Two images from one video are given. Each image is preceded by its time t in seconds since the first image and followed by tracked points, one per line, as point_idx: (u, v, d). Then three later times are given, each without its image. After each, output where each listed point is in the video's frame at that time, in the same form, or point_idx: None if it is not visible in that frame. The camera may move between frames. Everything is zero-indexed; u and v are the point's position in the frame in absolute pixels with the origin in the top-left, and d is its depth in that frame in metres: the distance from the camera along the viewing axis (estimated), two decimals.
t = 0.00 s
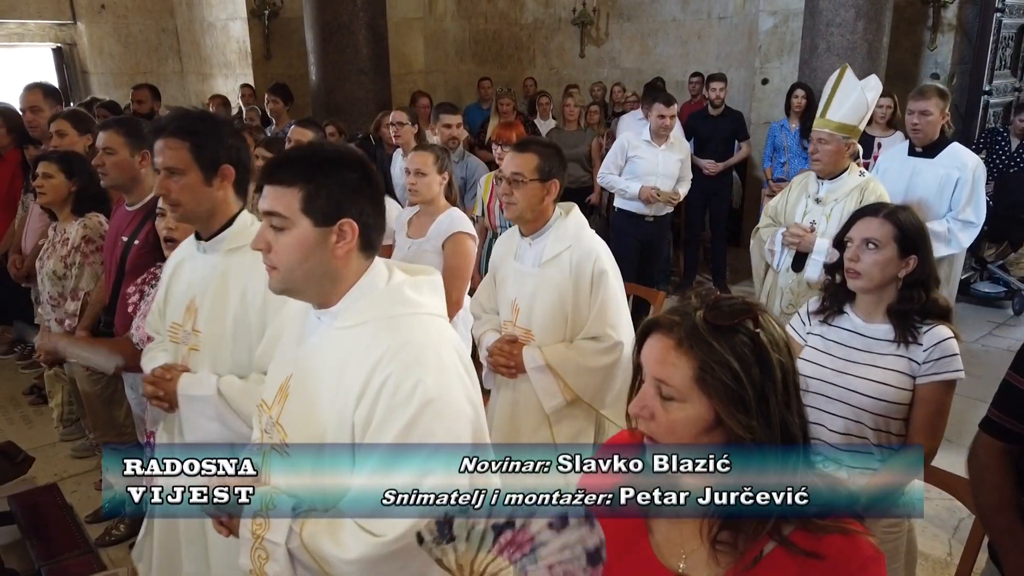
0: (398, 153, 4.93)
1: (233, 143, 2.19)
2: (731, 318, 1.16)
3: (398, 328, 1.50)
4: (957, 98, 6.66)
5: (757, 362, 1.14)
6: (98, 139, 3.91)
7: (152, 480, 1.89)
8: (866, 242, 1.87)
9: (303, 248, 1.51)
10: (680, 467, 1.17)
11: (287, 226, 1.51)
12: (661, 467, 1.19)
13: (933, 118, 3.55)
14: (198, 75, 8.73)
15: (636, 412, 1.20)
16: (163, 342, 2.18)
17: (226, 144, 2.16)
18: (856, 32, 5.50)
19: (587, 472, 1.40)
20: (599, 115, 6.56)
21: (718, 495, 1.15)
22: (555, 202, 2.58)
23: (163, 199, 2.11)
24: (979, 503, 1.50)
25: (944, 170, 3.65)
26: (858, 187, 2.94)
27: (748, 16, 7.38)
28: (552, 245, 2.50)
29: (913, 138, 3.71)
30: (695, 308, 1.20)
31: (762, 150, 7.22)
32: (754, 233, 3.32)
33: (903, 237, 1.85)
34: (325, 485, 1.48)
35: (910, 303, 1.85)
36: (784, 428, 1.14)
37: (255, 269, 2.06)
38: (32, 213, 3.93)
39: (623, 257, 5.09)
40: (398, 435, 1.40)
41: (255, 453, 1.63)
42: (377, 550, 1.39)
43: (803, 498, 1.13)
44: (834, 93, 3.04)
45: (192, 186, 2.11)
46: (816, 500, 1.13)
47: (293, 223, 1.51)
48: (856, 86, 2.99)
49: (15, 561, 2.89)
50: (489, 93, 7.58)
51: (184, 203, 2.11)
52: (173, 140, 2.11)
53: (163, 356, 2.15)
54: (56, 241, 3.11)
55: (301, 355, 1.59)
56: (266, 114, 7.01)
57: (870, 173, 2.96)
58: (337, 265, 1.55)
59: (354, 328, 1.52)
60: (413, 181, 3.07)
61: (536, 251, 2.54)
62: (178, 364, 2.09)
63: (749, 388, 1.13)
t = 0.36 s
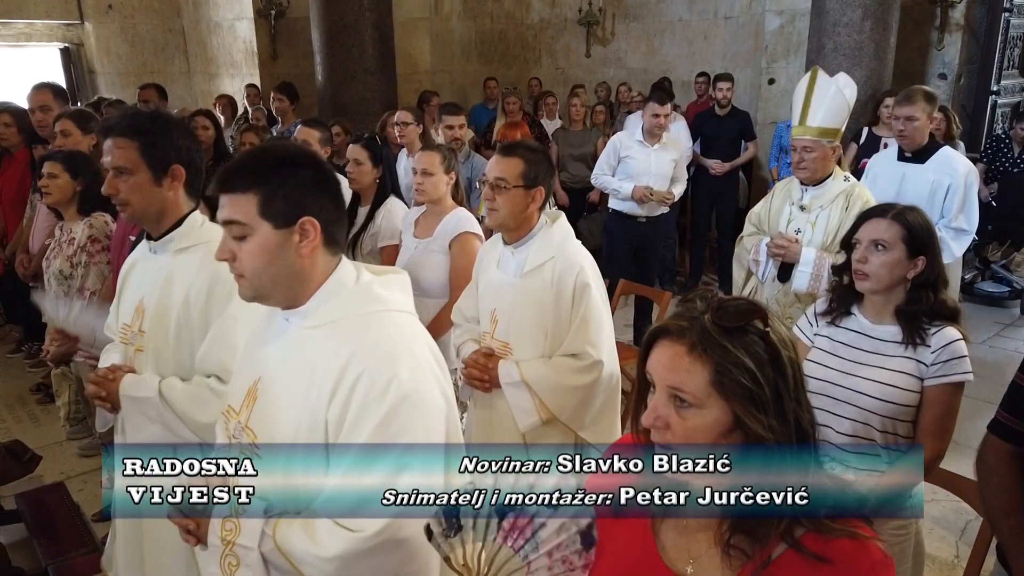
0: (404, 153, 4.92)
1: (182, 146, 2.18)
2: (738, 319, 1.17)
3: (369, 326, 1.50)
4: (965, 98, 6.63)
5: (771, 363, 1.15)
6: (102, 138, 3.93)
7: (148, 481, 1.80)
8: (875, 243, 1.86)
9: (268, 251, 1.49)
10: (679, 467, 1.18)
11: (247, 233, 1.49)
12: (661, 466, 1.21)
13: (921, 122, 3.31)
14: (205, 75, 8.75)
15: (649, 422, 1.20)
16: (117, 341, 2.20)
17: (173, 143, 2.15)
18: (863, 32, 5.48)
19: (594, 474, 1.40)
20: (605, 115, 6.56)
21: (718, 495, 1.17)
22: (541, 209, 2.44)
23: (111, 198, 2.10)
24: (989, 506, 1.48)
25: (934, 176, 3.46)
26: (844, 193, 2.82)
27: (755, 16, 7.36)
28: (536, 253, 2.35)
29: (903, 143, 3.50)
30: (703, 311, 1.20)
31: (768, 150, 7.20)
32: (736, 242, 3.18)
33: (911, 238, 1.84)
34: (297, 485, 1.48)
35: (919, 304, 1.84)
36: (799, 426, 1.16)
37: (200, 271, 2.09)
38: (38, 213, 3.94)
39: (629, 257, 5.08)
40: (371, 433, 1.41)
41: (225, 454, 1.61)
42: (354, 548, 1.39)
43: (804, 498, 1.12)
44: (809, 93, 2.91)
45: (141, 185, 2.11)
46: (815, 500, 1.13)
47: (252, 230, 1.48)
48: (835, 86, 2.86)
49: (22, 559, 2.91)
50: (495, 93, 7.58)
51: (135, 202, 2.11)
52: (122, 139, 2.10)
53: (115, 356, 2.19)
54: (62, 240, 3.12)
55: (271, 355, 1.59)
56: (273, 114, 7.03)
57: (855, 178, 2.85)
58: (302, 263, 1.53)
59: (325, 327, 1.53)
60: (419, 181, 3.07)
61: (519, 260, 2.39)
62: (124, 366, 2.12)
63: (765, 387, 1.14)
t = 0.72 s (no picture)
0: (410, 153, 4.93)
1: (149, 145, 2.15)
2: (744, 319, 1.17)
3: (339, 324, 1.48)
4: (972, 98, 6.61)
5: (779, 363, 1.15)
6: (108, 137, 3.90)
7: (138, 474, 1.73)
8: (883, 244, 1.86)
9: (227, 270, 1.45)
10: (679, 467, 1.17)
11: (200, 261, 1.44)
12: (662, 467, 1.22)
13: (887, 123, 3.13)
14: (211, 75, 8.78)
15: (658, 426, 1.19)
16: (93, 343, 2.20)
17: (141, 146, 2.12)
18: (870, 31, 5.47)
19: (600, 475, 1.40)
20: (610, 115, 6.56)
21: (717, 495, 1.18)
22: (525, 214, 2.43)
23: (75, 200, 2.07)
24: (999, 507, 1.48)
25: (905, 176, 3.27)
26: (816, 200, 2.80)
27: (761, 15, 7.35)
28: (522, 262, 2.33)
29: (868, 146, 3.32)
30: (709, 312, 1.20)
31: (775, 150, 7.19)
32: (701, 256, 3.10)
33: (920, 238, 1.84)
34: (278, 488, 1.46)
35: (928, 304, 1.83)
36: (807, 425, 1.16)
37: (160, 273, 2.03)
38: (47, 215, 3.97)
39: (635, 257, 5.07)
40: (347, 432, 1.39)
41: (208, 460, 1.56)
42: (339, 547, 1.38)
43: (803, 498, 1.13)
44: (765, 101, 2.84)
45: (106, 186, 2.07)
46: (816, 500, 1.14)
47: (206, 258, 1.44)
48: (792, 93, 2.82)
49: (30, 557, 2.92)
50: (501, 93, 7.58)
51: (100, 206, 2.08)
52: (85, 141, 2.06)
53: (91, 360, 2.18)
54: (71, 239, 3.13)
55: (243, 360, 1.56)
56: (280, 114, 7.03)
57: (824, 184, 2.83)
58: (259, 270, 1.49)
59: (295, 329, 1.50)
60: (425, 180, 3.08)
61: (507, 267, 2.38)
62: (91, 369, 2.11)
63: (774, 386, 1.14)
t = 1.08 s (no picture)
0: (416, 153, 4.94)
1: (113, 150, 2.11)
2: (752, 319, 1.17)
3: (302, 342, 1.35)
4: (979, 98, 6.60)
5: (787, 362, 1.16)
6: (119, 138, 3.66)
7: (148, 479, 1.52)
8: (893, 245, 1.86)
9: (183, 295, 1.34)
10: (680, 467, 1.18)
11: (153, 281, 1.33)
12: (662, 467, 1.26)
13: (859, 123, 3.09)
14: (218, 74, 8.80)
15: (666, 427, 1.19)
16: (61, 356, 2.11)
17: (105, 152, 2.08)
18: (877, 31, 5.46)
19: (607, 476, 1.41)
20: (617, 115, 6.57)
21: (718, 495, 1.19)
22: (507, 215, 2.33)
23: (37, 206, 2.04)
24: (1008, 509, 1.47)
25: (879, 176, 3.19)
26: (782, 199, 2.78)
27: (767, 15, 7.35)
28: (503, 265, 2.24)
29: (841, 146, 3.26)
30: (716, 312, 1.20)
31: (781, 151, 7.19)
32: (666, 259, 3.06)
33: (930, 239, 1.83)
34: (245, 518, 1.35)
35: (937, 305, 1.83)
36: (815, 425, 1.16)
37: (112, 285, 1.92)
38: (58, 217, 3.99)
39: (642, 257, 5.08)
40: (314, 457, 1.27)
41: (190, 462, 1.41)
42: None
43: (804, 498, 1.13)
44: (728, 96, 2.80)
45: (71, 195, 2.04)
46: (816, 499, 1.13)
47: (158, 278, 1.33)
48: (754, 84, 2.77)
49: (40, 555, 2.94)
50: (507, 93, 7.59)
51: (62, 212, 2.05)
52: (46, 147, 2.03)
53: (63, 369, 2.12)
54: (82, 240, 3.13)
55: (207, 387, 1.44)
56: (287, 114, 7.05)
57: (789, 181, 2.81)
58: (217, 290, 1.38)
59: (256, 350, 1.37)
60: (432, 180, 3.08)
61: (488, 270, 2.29)
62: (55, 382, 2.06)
63: (782, 387, 1.15)
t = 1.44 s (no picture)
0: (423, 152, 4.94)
1: (76, 149, 2.22)
2: (765, 318, 1.17)
3: (211, 402, 1.16)
4: (988, 99, 6.58)
5: (799, 361, 1.16)
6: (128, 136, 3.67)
7: (143, 483, 1.13)
8: (904, 245, 1.85)
9: (74, 335, 1.15)
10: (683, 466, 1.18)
11: (43, 321, 1.15)
12: (662, 466, 1.29)
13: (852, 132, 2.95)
14: (225, 74, 8.82)
15: (678, 424, 1.19)
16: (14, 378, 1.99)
17: (68, 152, 2.20)
18: (885, 31, 5.44)
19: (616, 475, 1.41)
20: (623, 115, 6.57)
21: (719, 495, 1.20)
22: (483, 213, 2.33)
23: None
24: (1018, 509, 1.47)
25: (866, 190, 2.99)
26: (766, 205, 2.71)
27: (774, 15, 7.34)
28: (479, 262, 2.24)
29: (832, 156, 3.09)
30: (729, 311, 1.20)
31: (788, 151, 7.18)
32: (650, 262, 2.99)
33: (941, 239, 1.83)
34: None
35: (948, 305, 1.82)
36: (826, 424, 1.16)
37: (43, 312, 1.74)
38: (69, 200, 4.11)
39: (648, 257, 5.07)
40: (197, 545, 1.10)
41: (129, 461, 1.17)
42: None
43: (804, 498, 1.13)
44: (720, 93, 2.81)
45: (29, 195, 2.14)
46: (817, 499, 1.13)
47: (50, 317, 1.15)
48: (743, 83, 2.81)
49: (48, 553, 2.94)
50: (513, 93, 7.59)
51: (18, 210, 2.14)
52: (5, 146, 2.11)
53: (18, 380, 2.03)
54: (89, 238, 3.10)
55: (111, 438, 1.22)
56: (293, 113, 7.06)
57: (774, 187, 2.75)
58: (121, 335, 1.18)
59: (165, 404, 1.18)
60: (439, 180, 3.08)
61: (465, 267, 2.29)
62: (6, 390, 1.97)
63: (795, 386, 1.14)
